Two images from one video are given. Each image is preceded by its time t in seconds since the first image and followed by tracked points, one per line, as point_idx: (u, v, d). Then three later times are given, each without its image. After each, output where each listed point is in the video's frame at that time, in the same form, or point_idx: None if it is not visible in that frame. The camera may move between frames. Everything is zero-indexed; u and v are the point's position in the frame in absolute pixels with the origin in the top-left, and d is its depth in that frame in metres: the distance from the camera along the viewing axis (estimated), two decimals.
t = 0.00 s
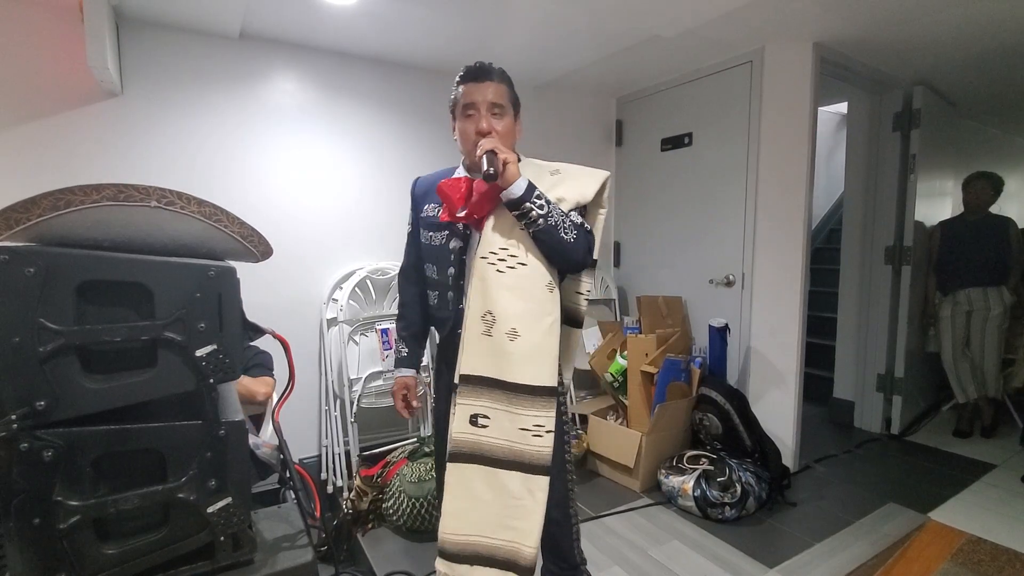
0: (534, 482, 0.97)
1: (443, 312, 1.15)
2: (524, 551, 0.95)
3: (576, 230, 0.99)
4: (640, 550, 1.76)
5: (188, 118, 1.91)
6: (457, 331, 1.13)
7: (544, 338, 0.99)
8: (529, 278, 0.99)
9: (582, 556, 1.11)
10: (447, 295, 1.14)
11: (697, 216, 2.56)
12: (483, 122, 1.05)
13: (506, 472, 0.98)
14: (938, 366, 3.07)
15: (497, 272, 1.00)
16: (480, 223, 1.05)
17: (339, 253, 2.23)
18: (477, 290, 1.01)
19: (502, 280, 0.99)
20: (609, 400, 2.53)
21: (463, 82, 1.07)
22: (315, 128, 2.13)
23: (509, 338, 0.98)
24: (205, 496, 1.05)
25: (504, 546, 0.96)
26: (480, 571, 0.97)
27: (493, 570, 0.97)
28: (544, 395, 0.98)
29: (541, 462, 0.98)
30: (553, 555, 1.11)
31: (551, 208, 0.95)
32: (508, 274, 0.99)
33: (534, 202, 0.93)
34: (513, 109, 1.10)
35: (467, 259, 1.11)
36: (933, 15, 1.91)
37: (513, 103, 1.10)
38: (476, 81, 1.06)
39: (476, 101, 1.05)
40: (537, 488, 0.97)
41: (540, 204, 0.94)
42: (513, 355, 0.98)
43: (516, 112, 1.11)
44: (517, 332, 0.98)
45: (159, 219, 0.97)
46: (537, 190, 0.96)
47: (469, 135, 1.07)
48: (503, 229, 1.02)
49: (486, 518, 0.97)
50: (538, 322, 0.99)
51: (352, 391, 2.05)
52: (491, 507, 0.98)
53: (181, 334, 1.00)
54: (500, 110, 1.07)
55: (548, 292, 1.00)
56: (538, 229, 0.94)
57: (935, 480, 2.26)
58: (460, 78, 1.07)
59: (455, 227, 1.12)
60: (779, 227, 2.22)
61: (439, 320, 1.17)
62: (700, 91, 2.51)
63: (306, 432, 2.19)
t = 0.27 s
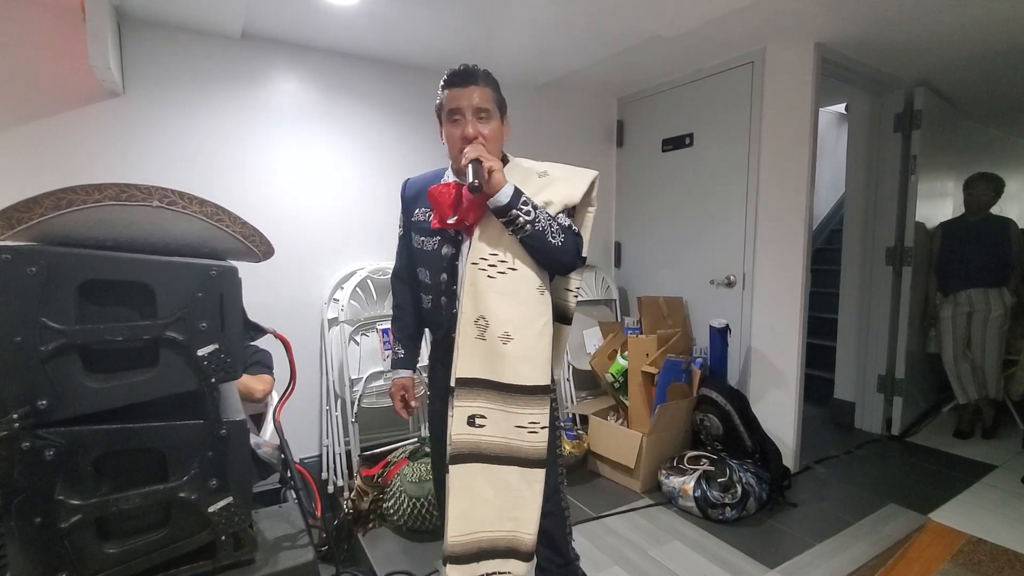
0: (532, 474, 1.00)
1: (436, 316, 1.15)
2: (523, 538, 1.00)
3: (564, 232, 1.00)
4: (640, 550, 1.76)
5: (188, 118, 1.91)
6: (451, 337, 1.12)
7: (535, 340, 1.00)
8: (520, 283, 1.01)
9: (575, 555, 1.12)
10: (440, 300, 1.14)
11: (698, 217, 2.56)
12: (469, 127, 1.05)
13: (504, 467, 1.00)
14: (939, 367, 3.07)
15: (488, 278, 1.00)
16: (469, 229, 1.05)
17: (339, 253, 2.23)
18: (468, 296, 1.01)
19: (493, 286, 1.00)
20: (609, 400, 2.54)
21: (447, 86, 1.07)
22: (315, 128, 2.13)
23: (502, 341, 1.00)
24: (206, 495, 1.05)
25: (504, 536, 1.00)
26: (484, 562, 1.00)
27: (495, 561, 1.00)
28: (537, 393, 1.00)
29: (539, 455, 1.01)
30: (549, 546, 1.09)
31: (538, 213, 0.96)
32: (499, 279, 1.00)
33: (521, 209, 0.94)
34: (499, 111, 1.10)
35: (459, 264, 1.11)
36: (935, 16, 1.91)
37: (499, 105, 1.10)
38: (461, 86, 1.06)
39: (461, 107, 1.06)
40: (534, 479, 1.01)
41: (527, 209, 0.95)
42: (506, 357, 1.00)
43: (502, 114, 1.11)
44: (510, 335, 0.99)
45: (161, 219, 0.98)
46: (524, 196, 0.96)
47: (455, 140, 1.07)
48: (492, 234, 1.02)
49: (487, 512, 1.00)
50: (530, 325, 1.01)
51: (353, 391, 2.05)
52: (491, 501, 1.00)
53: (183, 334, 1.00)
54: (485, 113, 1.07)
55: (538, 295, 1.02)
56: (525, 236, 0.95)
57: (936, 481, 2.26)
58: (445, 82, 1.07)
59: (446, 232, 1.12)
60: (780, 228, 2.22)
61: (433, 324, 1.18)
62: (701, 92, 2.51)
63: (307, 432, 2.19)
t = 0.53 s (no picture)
0: (521, 475, 1.00)
1: (433, 315, 1.17)
2: (509, 534, 0.99)
3: (558, 234, 0.99)
4: (641, 550, 1.76)
5: (189, 118, 1.91)
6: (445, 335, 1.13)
7: (528, 342, 1.00)
8: (513, 285, 1.01)
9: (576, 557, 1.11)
10: (436, 299, 1.16)
11: (698, 218, 2.56)
12: (469, 126, 1.06)
13: (493, 465, 1.01)
14: (940, 368, 3.07)
15: (482, 280, 1.02)
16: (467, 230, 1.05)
17: (340, 253, 2.23)
18: (464, 297, 1.04)
19: (487, 287, 1.01)
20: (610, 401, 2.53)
21: (451, 84, 1.08)
22: (316, 128, 2.13)
23: (493, 343, 1.01)
24: (208, 494, 1.05)
25: (491, 528, 1.01)
26: (470, 547, 1.03)
27: (481, 549, 1.02)
28: (529, 396, 1.00)
29: (529, 457, 1.00)
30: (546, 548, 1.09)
31: (532, 215, 0.95)
32: (492, 281, 1.01)
33: (512, 210, 0.94)
34: (503, 110, 1.10)
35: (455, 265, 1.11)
36: (936, 17, 1.91)
37: (503, 103, 1.09)
38: (464, 84, 1.06)
39: (462, 106, 1.06)
40: (524, 480, 1.00)
41: (519, 210, 0.94)
42: (498, 358, 1.00)
43: (506, 112, 1.11)
44: (501, 337, 1.00)
45: (163, 218, 0.98)
46: (518, 197, 0.96)
47: (456, 138, 1.09)
48: (488, 236, 1.03)
49: (475, 501, 1.03)
50: (524, 327, 1.00)
51: (354, 391, 2.05)
52: (479, 494, 1.03)
53: (185, 333, 1.01)
54: (487, 112, 1.07)
55: (533, 298, 1.02)
56: (519, 237, 0.94)
57: (937, 483, 2.26)
58: (450, 80, 1.08)
59: (445, 233, 1.13)
60: (780, 229, 2.22)
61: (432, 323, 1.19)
62: (702, 93, 2.51)
63: (307, 432, 2.19)
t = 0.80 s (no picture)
0: (516, 478, 0.99)
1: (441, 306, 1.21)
2: (508, 535, 1.00)
3: (558, 223, 0.96)
4: (641, 551, 1.76)
5: (190, 118, 1.91)
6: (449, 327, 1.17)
7: (524, 337, 0.99)
8: (511, 278, 1.00)
9: (576, 561, 1.12)
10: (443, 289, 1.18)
11: (701, 219, 2.56)
12: (486, 120, 1.08)
13: (492, 461, 1.03)
14: (942, 370, 3.07)
15: (483, 270, 1.03)
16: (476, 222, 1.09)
17: (341, 253, 2.23)
18: (467, 287, 1.06)
19: (487, 278, 1.02)
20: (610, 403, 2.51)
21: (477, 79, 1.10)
22: (318, 128, 2.14)
23: (491, 335, 1.01)
24: (209, 494, 1.05)
25: (495, 523, 1.03)
26: (476, 537, 1.06)
27: (486, 542, 1.05)
28: (525, 396, 0.99)
29: (525, 460, 0.99)
30: (546, 559, 1.12)
31: (532, 201, 0.94)
32: (492, 272, 1.02)
33: (510, 194, 0.94)
34: (526, 108, 1.10)
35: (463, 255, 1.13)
36: (939, 19, 1.91)
37: (526, 101, 1.09)
38: (487, 79, 1.08)
39: (481, 99, 1.08)
40: (519, 484, 0.98)
41: (517, 194, 0.94)
42: (495, 351, 1.01)
43: (530, 111, 1.10)
44: (497, 330, 1.01)
45: (165, 217, 0.98)
46: (520, 182, 0.96)
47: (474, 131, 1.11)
48: (492, 227, 1.04)
49: (480, 492, 1.05)
50: (520, 321, 0.99)
51: (354, 391, 2.05)
52: (482, 486, 1.05)
53: (187, 332, 1.01)
54: (506, 108, 1.07)
55: (533, 292, 1.00)
56: (515, 221, 0.94)
57: (938, 485, 2.25)
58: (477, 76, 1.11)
59: (456, 223, 1.15)
60: (782, 230, 2.22)
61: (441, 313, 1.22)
62: (704, 94, 2.51)
63: (308, 432, 2.19)
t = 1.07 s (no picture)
0: (505, 488, 0.99)
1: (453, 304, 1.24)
2: (492, 554, 1.00)
3: (563, 218, 0.95)
4: (642, 552, 1.76)
5: (192, 118, 1.91)
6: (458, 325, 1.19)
7: (524, 335, 0.98)
8: (514, 273, 1.00)
9: (579, 562, 1.12)
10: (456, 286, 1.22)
11: (702, 220, 2.55)
12: (507, 117, 1.09)
13: (487, 467, 1.04)
14: (944, 372, 3.06)
15: (489, 264, 1.05)
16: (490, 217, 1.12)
17: (342, 253, 2.22)
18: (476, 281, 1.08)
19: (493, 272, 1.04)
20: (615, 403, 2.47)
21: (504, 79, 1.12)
22: (320, 128, 2.14)
23: (492, 331, 1.02)
24: (211, 494, 1.06)
25: (484, 540, 1.04)
26: (470, 551, 1.08)
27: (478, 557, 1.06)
28: (519, 397, 0.98)
29: (517, 466, 0.98)
30: (550, 563, 1.13)
31: (537, 193, 0.95)
32: (497, 266, 1.03)
33: (516, 185, 0.95)
34: (549, 108, 1.10)
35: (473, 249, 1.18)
36: (942, 20, 1.91)
37: (550, 101, 1.09)
38: (513, 78, 1.09)
39: (506, 97, 1.09)
40: (507, 496, 0.98)
41: (523, 185, 0.94)
42: (496, 348, 1.01)
43: (555, 111, 1.10)
44: (498, 326, 1.01)
45: (168, 217, 0.98)
46: (527, 174, 0.97)
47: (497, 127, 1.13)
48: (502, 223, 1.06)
49: (475, 504, 1.07)
50: (520, 318, 0.99)
51: (356, 391, 2.05)
52: (478, 495, 1.07)
53: (189, 332, 1.01)
54: (528, 106, 1.08)
55: (535, 288, 0.99)
56: (519, 212, 0.94)
57: (939, 487, 2.25)
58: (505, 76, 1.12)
59: (471, 219, 1.20)
60: (784, 231, 2.22)
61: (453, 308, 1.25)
62: (706, 95, 2.51)
63: (309, 431, 2.19)
